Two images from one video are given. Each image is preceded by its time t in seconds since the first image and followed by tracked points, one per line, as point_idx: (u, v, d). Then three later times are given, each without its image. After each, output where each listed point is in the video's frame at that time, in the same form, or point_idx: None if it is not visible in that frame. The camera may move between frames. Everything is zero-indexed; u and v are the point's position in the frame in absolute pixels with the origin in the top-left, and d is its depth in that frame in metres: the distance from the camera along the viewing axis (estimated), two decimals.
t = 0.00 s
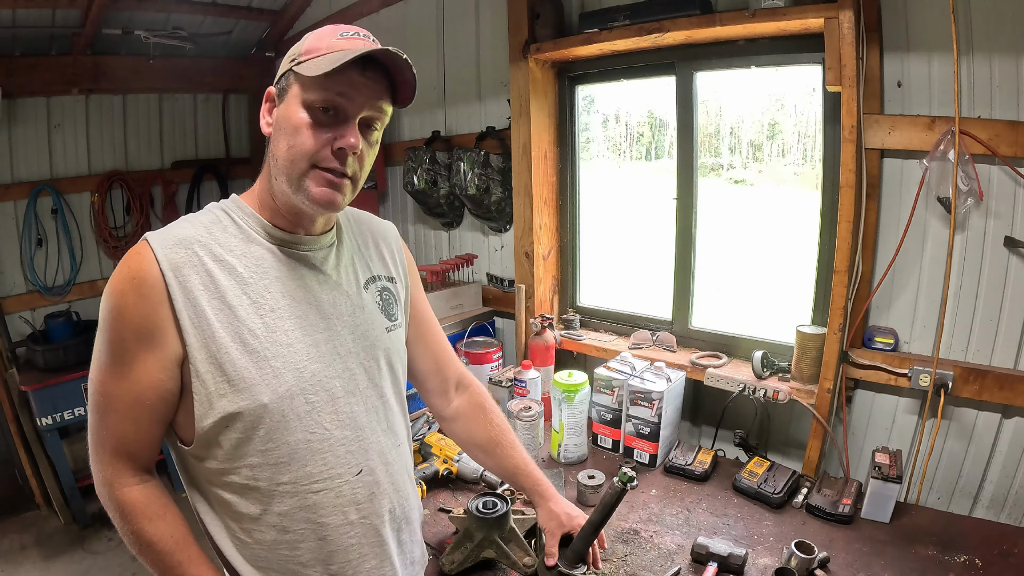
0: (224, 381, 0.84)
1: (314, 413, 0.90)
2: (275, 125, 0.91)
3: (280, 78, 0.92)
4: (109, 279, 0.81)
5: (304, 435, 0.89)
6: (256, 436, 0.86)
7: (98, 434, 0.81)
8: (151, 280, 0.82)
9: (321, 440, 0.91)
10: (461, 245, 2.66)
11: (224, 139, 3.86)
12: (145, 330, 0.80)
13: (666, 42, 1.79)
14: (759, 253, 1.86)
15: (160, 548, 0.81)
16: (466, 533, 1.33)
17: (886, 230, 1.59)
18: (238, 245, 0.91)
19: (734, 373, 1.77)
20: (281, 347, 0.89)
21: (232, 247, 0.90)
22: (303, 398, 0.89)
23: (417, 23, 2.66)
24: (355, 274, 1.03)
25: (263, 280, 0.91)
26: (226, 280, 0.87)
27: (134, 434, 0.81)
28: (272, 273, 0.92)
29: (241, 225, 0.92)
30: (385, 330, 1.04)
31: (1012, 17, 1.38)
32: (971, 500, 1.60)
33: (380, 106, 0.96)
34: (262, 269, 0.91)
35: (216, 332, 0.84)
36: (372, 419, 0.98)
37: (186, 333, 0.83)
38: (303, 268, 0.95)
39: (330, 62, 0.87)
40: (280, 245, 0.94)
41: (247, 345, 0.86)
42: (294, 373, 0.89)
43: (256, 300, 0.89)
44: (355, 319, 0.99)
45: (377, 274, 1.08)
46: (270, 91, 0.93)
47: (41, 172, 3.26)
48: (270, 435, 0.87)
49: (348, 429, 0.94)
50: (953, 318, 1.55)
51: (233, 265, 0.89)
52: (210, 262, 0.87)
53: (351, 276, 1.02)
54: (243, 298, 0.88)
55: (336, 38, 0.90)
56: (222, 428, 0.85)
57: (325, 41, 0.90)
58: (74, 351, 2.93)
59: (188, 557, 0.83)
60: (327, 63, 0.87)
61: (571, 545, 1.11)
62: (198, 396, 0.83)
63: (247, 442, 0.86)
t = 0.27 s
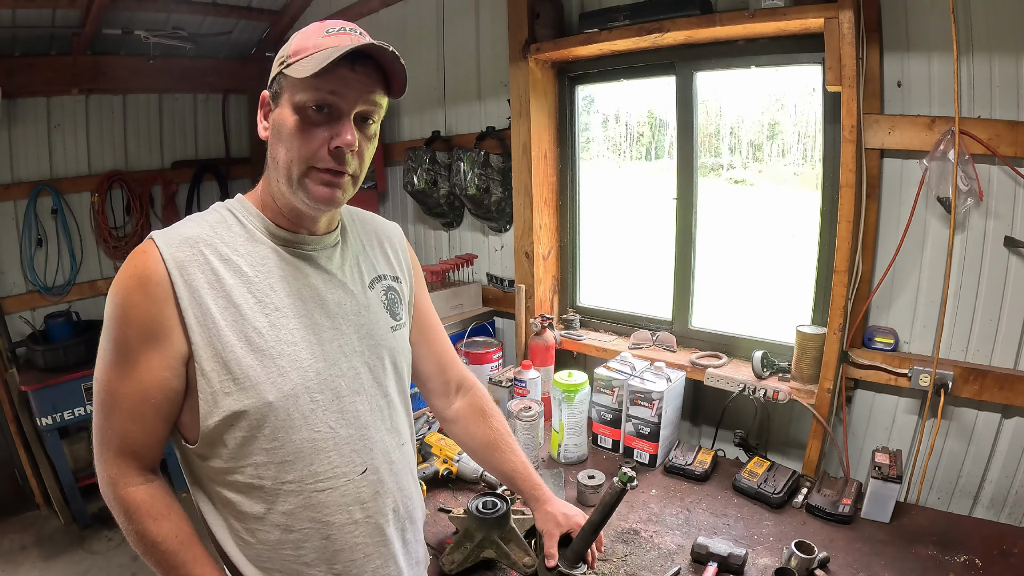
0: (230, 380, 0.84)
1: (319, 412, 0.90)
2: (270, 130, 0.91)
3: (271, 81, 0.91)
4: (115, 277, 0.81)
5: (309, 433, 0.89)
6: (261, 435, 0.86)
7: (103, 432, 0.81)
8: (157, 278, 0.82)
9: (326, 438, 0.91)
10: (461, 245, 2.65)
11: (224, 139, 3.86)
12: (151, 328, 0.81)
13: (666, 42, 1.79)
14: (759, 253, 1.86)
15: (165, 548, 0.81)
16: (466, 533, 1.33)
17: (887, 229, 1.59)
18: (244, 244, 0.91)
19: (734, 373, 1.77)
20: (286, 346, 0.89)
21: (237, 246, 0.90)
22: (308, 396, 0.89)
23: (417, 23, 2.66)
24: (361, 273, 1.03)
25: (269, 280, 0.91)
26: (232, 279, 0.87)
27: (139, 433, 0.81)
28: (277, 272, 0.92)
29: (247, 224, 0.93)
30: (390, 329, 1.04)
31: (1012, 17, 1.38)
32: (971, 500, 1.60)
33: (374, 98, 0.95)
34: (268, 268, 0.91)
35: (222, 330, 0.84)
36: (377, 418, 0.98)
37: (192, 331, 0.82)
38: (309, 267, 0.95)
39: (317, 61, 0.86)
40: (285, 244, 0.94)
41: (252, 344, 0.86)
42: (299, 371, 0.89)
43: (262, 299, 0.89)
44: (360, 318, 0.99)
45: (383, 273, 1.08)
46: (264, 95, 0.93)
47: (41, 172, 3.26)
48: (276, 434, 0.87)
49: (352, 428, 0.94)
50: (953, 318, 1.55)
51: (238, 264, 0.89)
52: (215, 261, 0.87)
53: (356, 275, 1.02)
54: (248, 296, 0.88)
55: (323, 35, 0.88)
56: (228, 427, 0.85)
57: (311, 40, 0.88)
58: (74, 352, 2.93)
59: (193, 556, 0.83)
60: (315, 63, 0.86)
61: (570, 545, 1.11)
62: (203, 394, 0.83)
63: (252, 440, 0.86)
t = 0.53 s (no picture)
0: (235, 378, 0.84)
1: (324, 410, 0.91)
2: (268, 141, 0.91)
3: (258, 91, 0.90)
4: (119, 276, 0.81)
5: (314, 432, 0.89)
6: (267, 434, 0.86)
7: (106, 432, 0.81)
8: (162, 277, 0.82)
9: (331, 437, 0.91)
10: (461, 245, 2.65)
11: (224, 139, 3.86)
12: (156, 326, 0.80)
13: (666, 42, 1.79)
14: (759, 253, 1.86)
15: (168, 550, 0.81)
16: (466, 533, 1.33)
17: (887, 229, 1.59)
18: (248, 243, 0.91)
19: (734, 373, 1.77)
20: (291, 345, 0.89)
21: (241, 246, 0.90)
22: (313, 394, 0.90)
23: (417, 23, 2.66)
24: (364, 272, 1.03)
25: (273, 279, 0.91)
26: (237, 278, 0.87)
27: (144, 433, 0.81)
28: (281, 271, 0.92)
29: (250, 224, 0.93)
30: (394, 328, 1.04)
31: (1012, 17, 1.38)
32: (971, 500, 1.60)
33: (366, 97, 0.94)
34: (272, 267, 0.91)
35: (227, 329, 0.84)
36: (381, 417, 0.98)
37: (197, 330, 0.82)
38: (313, 266, 0.95)
39: (307, 68, 0.85)
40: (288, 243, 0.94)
41: (258, 342, 0.86)
42: (304, 370, 0.89)
43: (266, 298, 0.89)
44: (364, 316, 0.99)
45: (386, 273, 1.09)
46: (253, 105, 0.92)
47: (41, 172, 3.26)
48: (281, 432, 0.87)
49: (357, 426, 0.94)
50: (953, 318, 1.55)
51: (242, 263, 0.89)
52: (220, 260, 0.87)
53: (360, 274, 1.02)
54: (253, 295, 0.88)
55: (306, 39, 0.87)
56: (233, 426, 0.85)
57: (294, 45, 0.87)
58: (74, 352, 2.93)
59: (197, 558, 0.83)
60: (304, 71, 0.85)
61: (571, 545, 1.11)
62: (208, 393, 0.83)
63: (257, 439, 0.86)
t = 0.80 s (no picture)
0: (234, 381, 0.84)
1: (323, 413, 0.90)
2: (268, 135, 0.91)
3: (260, 84, 0.90)
4: (116, 280, 0.81)
5: (313, 434, 0.89)
6: (266, 436, 0.86)
7: (104, 436, 0.81)
8: (159, 280, 0.82)
9: (330, 439, 0.91)
10: (461, 245, 2.65)
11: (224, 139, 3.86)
12: (153, 330, 0.80)
13: (666, 42, 1.79)
14: (758, 253, 1.86)
15: (167, 551, 0.81)
16: (466, 533, 1.33)
17: (886, 229, 1.59)
18: (245, 245, 0.91)
19: (734, 373, 1.77)
20: (289, 347, 0.89)
21: (238, 248, 0.90)
22: (312, 397, 0.90)
23: (417, 23, 2.66)
24: (362, 274, 1.03)
25: (271, 281, 0.91)
26: (234, 281, 0.87)
27: (142, 436, 0.81)
28: (279, 273, 0.92)
29: (247, 225, 0.93)
30: (392, 329, 1.04)
31: (1012, 17, 1.38)
32: (971, 500, 1.60)
33: (368, 93, 0.94)
34: (270, 269, 0.91)
35: (225, 332, 0.84)
36: (380, 419, 0.98)
37: (195, 333, 0.82)
38: (310, 268, 0.95)
39: (311, 61, 0.85)
40: (285, 244, 0.94)
41: (256, 345, 0.86)
42: (302, 372, 0.89)
43: (264, 301, 0.89)
44: (363, 318, 0.99)
45: (383, 274, 1.09)
46: (254, 99, 0.92)
47: (40, 172, 3.26)
48: (280, 435, 0.87)
49: (356, 429, 0.94)
50: (953, 318, 1.55)
51: (240, 265, 0.89)
52: (217, 263, 0.87)
53: (358, 276, 1.02)
54: (251, 298, 0.88)
55: (310, 33, 0.87)
56: (232, 429, 0.85)
57: (298, 38, 0.87)
58: (74, 352, 2.93)
59: (196, 559, 0.83)
60: (308, 63, 0.85)
61: (570, 545, 1.11)
62: (207, 396, 0.83)
63: (256, 442, 0.86)
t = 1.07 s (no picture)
0: (230, 382, 0.84)
1: (319, 414, 0.91)
2: (267, 135, 0.91)
3: (261, 83, 0.90)
4: (112, 281, 0.81)
5: (309, 435, 0.89)
6: (262, 437, 0.86)
7: (100, 437, 0.81)
8: (154, 281, 0.82)
9: (326, 440, 0.91)
10: (461, 245, 2.65)
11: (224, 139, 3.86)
12: (150, 331, 0.80)
13: (666, 43, 1.79)
14: (758, 253, 1.86)
15: (163, 552, 0.81)
16: (466, 533, 1.33)
17: (886, 229, 1.59)
18: (241, 246, 0.91)
19: (734, 373, 1.77)
20: (286, 348, 0.89)
21: (234, 248, 0.90)
22: (308, 398, 0.90)
23: (417, 23, 2.66)
24: (358, 275, 1.04)
25: (267, 282, 0.91)
26: (230, 281, 0.87)
27: (138, 437, 0.81)
28: (275, 274, 0.92)
29: (243, 226, 0.93)
30: (388, 330, 1.04)
31: (1012, 17, 1.38)
32: (971, 500, 1.60)
33: (369, 98, 0.94)
34: (265, 270, 0.91)
35: (221, 333, 0.84)
36: (376, 419, 0.98)
37: (191, 334, 0.83)
38: (306, 269, 0.95)
39: (313, 63, 0.85)
40: (281, 245, 0.94)
41: (252, 346, 0.86)
42: (299, 373, 0.89)
43: (260, 301, 0.89)
44: (359, 319, 0.99)
45: (379, 275, 1.09)
46: (254, 97, 0.91)
47: (40, 172, 3.26)
48: (276, 436, 0.87)
49: (352, 429, 0.94)
50: (953, 318, 1.55)
51: (236, 266, 0.89)
52: (212, 263, 0.87)
53: (354, 277, 1.02)
54: (247, 298, 0.88)
55: (312, 34, 0.87)
56: (228, 430, 0.85)
57: (300, 38, 0.87)
58: (74, 352, 2.93)
59: (192, 560, 0.83)
60: (309, 65, 0.85)
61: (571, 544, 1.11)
62: (203, 397, 0.83)
63: (252, 443, 0.86)
